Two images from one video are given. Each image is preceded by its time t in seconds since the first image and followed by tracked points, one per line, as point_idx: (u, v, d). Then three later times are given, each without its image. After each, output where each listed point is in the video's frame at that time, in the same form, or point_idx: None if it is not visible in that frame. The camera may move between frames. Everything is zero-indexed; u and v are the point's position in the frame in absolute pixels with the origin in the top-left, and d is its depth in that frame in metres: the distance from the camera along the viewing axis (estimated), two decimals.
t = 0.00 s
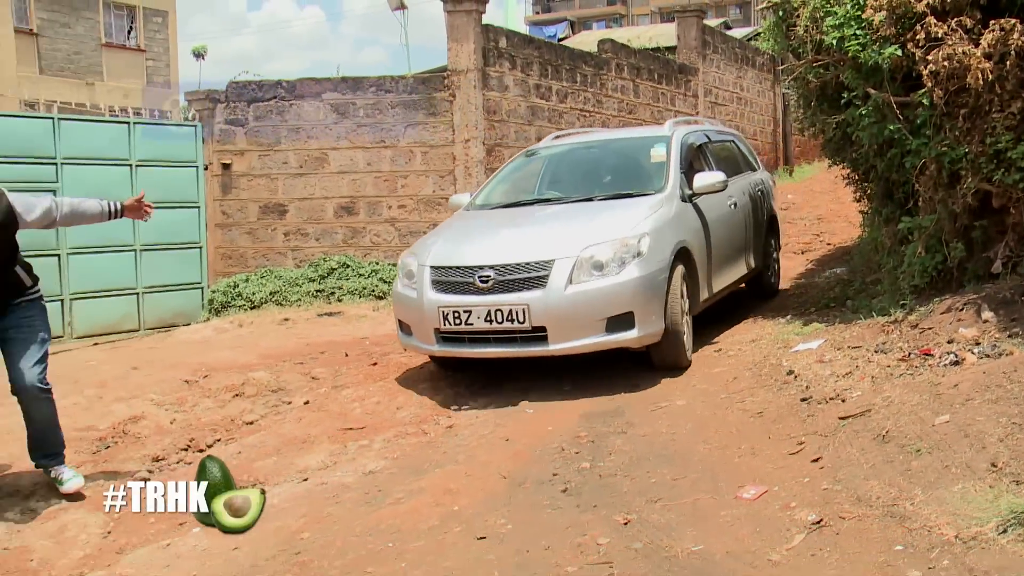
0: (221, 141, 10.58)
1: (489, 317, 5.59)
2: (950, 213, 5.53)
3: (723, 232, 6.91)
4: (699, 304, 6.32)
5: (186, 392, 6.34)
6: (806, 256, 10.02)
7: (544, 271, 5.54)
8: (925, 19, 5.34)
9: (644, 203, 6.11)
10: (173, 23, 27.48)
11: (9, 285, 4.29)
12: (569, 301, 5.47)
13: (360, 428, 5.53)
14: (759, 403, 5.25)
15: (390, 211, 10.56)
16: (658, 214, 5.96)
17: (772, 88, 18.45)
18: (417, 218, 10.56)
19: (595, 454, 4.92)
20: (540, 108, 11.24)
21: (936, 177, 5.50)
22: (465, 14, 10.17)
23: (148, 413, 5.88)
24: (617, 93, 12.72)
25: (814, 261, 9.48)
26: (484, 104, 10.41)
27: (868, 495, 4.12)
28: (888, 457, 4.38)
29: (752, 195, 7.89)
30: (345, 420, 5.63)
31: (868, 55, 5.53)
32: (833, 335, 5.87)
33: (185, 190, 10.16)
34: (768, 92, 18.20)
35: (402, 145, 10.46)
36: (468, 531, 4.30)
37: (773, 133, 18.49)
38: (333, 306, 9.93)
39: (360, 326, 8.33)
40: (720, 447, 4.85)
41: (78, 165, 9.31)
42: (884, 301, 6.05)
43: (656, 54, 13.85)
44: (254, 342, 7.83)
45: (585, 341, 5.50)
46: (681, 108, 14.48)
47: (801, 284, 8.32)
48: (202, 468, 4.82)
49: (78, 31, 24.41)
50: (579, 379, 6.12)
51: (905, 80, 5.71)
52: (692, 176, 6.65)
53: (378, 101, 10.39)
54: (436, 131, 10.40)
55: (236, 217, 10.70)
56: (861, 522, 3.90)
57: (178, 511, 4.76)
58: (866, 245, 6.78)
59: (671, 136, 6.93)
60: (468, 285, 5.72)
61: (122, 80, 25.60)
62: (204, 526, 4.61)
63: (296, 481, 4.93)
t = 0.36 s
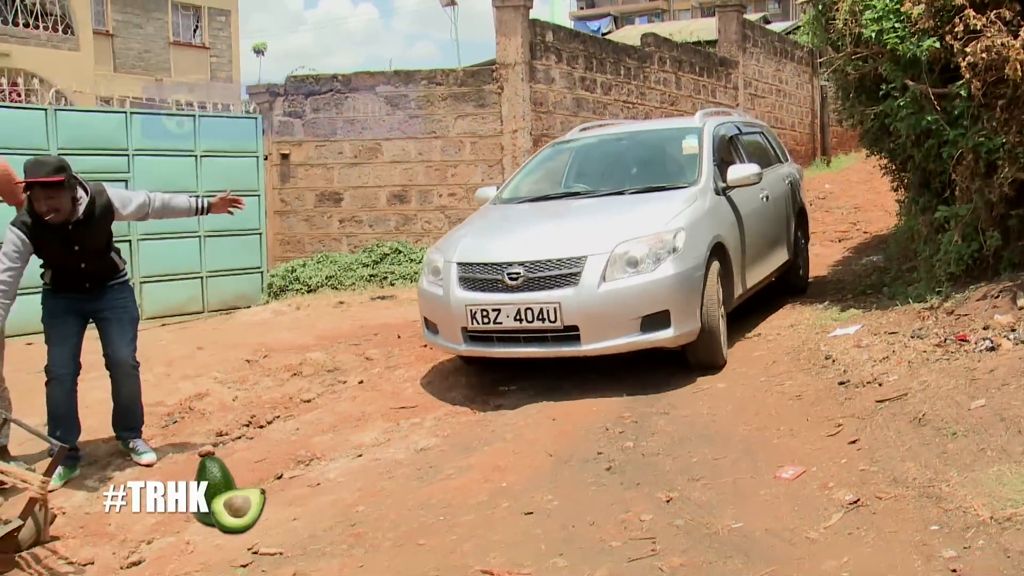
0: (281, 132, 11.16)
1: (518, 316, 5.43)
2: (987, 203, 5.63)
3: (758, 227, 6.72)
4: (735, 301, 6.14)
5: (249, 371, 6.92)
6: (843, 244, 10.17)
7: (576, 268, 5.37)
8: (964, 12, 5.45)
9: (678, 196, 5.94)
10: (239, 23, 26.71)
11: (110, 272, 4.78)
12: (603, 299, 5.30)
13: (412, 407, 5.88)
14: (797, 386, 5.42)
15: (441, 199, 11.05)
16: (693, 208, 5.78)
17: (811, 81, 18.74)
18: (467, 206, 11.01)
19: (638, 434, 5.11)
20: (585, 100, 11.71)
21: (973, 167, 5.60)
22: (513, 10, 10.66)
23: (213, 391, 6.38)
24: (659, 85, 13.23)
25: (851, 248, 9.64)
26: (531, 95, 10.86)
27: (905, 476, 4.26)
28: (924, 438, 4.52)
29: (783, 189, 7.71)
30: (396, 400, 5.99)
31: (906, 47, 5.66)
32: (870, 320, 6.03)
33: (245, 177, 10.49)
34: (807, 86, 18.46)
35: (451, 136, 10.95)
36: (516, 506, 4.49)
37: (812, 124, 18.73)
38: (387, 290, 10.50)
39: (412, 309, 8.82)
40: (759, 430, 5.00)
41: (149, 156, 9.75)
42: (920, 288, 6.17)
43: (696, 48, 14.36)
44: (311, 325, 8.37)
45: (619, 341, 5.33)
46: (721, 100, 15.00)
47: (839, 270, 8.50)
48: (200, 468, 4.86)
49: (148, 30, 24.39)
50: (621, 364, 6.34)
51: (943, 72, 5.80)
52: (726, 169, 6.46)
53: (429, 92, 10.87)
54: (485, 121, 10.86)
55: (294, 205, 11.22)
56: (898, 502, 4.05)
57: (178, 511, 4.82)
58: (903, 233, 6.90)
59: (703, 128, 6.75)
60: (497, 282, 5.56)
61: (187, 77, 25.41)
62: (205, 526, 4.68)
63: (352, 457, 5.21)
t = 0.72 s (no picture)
0: (345, 136, 11.78)
1: (563, 321, 5.34)
2: None
3: (800, 231, 6.72)
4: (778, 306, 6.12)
5: (315, 362, 7.55)
6: (886, 243, 10.31)
7: (623, 272, 5.28)
8: (1005, 18, 5.56)
9: (724, 199, 5.92)
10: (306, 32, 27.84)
11: (202, 261, 5.35)
12: (650, 304, 5.21)
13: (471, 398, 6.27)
14: (841, 381, 5.60)
15: (498, 199, 11.59)
16: (740, 212, 5.72)
17: (856, 86, 19.01)
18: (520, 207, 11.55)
19: (687, 425, 5.31)
20: (636, 104, 12.29)
21: (1015, 169, 5.74)
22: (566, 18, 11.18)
23: (281, 379, 7.08)
24: (707, 90, 13.77)
25: (893, 248, 9.80)
26: (584, 100, 11.42)
27: (947, 469, 4.43)
28: (966, 432, 4.69)
29: (822, 192, 7.74)
30: (456, 391, 6.39)
31: (948, 52, 5.86)
32: (912, 318, 6.21)
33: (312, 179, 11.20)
34: (852, 89, 18.70)
35: (508, 139, 11.49)
36: (571, 493, 4.67)
37: (855, 128, 18.96)
38: (446, 286, 11.11)
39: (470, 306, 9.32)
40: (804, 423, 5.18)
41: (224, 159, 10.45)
42: (961, 287, 6.33)
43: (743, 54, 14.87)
44: (374, 319, 9.07)
45: (667, 347, 5.25)
46: (767, 104, 15.46)
47: (882, 268, 8.72)
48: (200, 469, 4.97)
49: (223, 41, 25.42)
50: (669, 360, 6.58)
51: (986, 75, 5.95)
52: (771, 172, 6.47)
53: (487, 97, 11.44)
54: (541, 125, 11.39)
55: (358, 205, 11.83)
56: (939, 494, 4.22)
57: (178, 510, 4.88)
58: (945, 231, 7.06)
59: (746, 131, 6.78)
60: (542, 286, 5.48)
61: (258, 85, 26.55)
62: (205, 526, 4.77)
63: (414, 445, 5.53)
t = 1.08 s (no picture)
0: (401, 135, 11.95)
1: (618, 327, 5.15)
2: None
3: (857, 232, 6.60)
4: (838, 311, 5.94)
5: (370, 359, 7.68)
6: (945, 243, 10.17)
7: (681, 276, 5.08)
8: None
9: (783, 200, 5.77)
10: (361, 35, 28.63)
11: (262, 251, 5.59)
12: (711, 309, 5.01)
13: (525, 396, 6.32)
14: (899, 384, 5.51)
15: (552, 198, 11.69)
16: (800, 212, 5.56)
17: (914, 84, 18.76)
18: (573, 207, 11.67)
19: (742, 427, 5.26)
20: (690, 103, 12.28)
21: None
22: (621, 17, 11.17)
23: (336, 376, 7.17)
24: (762, 89, 13.72)
25: (952, 248, 9.67)
26: (638, 99, 11.43)
27: (1011, 475, 4.32)
28: None
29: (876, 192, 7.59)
30: (510, 390, 6.46)
31: (1014, 48, 5.73)
32: (973, 321, 6.11)
33: (366, 178, 11.36)
34: (909, 87, 18.47)
35: (562, 139, 11.56)
36: (625, 493, 4.62)
37: (912, 126, 18.66)
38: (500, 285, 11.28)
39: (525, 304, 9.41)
40: (862, 425, 5.10)
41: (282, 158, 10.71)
42: None
43: (799, 52, 14.77)
44: (428, 317, 9.22)
45: (728, 354, 5.05)
46: (823, 103, 15.32)
47: (940, 268, 8.61)
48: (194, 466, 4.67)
49: (281, 43, 26.25)
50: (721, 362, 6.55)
51: None
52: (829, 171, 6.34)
53: (541, 97, 11.55)
54: (595, 124, 11.44)
55: (412, 204, 12.05)
56: (1004, 501, 4.12)
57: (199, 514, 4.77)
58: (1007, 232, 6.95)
59: (802, 130, 6.69)
60: (594, 290, 5.29)
61: (313, 84, 27.08)
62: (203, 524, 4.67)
63: (467, 443, 5.58)
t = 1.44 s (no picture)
0: (434, 133, 11.95)
1: (647, 351, 4.73)
2: None
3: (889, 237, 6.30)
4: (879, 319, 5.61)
5: (404, 356, 7.72)
6: (984, 243, 10.05)
7: (715, 292, 4.68)
8: None
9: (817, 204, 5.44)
10: (395, 32, 28.22)
11: (274, 247, 5.64)
12: (749, 327, 4.61)
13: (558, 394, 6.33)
14: (936, 385, 5.44)
15: (585, 197, 11.69)
16: (835, 217, 5.22)
17: (952, 83, 18.53)
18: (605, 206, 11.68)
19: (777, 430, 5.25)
20: (724, 101, 12.22)
21: None
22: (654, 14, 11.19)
23: (369, 373, 7.21)
24: (797, 87, 13.62)
25: (991, 248, 9.57)
26: (672, 97, 11.39)
27: None
28: None
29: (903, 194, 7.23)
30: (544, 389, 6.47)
31: None
32: (1013, 322, 6.06)
33: (401, 175, 11.58)
34: (947, 85, 18.24)
35: (596, 137, 11.53)
36: (658, 493, 4.59)
37: (951, 124, 18.44)
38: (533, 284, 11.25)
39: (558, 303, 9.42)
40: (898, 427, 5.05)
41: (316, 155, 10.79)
42: None
43: (835, 50, 14.64)
44: (462, 315, 9.24)
45: (770, 376, 4.64)
46: (858, 101, 15.18)
47: (979, 269, 8.51)
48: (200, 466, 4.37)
49: (315, 41, 26.25)
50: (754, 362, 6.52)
51: None
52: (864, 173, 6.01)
53: (575, 95, 11.53)
54: (629, 122, 11.42)
55: (446, 202, 12.00)
56: None
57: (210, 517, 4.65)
58: None
59: (828, 129, 6.38)
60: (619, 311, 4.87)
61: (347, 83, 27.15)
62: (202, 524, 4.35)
63: (500, 441, 5.60)
